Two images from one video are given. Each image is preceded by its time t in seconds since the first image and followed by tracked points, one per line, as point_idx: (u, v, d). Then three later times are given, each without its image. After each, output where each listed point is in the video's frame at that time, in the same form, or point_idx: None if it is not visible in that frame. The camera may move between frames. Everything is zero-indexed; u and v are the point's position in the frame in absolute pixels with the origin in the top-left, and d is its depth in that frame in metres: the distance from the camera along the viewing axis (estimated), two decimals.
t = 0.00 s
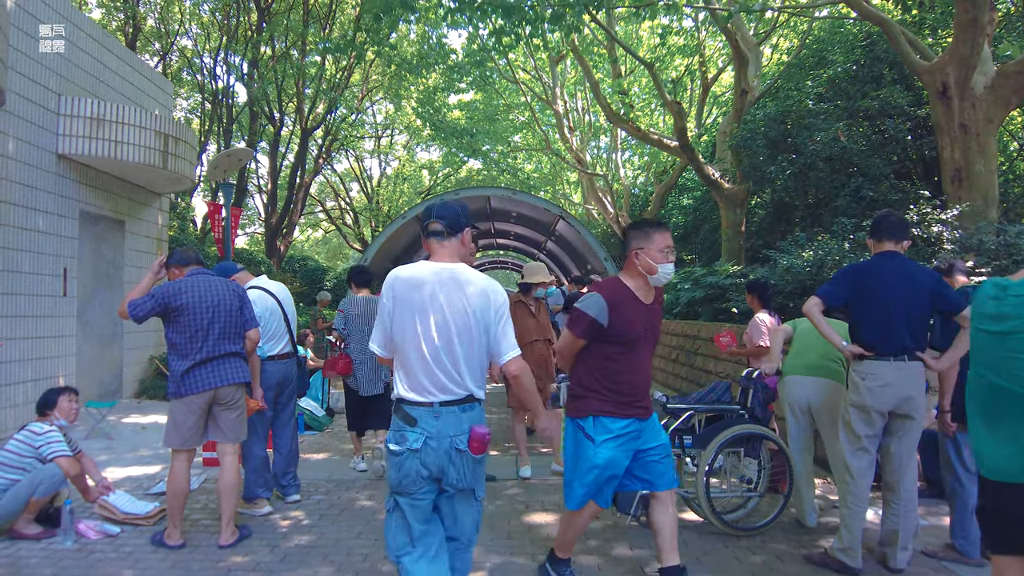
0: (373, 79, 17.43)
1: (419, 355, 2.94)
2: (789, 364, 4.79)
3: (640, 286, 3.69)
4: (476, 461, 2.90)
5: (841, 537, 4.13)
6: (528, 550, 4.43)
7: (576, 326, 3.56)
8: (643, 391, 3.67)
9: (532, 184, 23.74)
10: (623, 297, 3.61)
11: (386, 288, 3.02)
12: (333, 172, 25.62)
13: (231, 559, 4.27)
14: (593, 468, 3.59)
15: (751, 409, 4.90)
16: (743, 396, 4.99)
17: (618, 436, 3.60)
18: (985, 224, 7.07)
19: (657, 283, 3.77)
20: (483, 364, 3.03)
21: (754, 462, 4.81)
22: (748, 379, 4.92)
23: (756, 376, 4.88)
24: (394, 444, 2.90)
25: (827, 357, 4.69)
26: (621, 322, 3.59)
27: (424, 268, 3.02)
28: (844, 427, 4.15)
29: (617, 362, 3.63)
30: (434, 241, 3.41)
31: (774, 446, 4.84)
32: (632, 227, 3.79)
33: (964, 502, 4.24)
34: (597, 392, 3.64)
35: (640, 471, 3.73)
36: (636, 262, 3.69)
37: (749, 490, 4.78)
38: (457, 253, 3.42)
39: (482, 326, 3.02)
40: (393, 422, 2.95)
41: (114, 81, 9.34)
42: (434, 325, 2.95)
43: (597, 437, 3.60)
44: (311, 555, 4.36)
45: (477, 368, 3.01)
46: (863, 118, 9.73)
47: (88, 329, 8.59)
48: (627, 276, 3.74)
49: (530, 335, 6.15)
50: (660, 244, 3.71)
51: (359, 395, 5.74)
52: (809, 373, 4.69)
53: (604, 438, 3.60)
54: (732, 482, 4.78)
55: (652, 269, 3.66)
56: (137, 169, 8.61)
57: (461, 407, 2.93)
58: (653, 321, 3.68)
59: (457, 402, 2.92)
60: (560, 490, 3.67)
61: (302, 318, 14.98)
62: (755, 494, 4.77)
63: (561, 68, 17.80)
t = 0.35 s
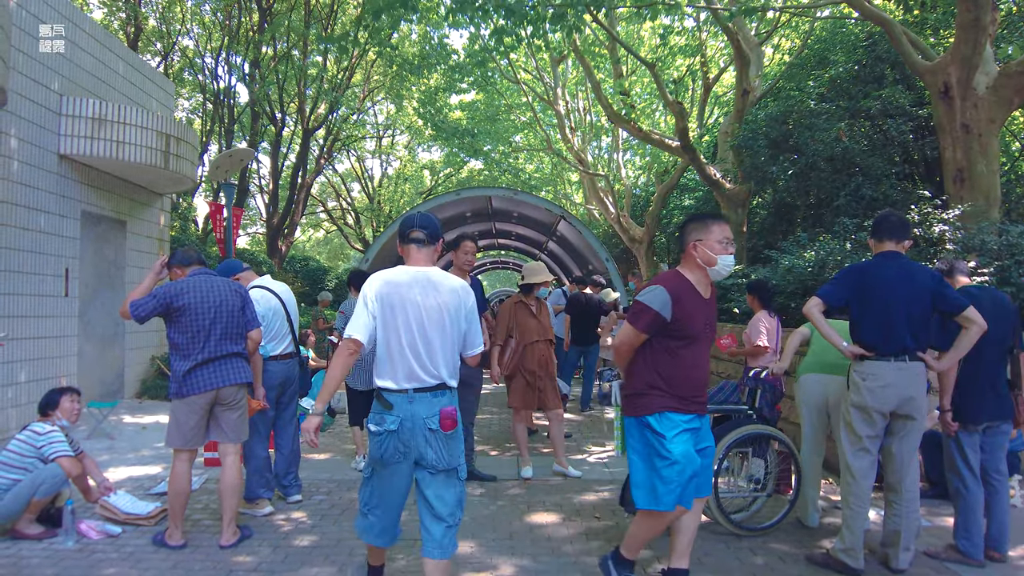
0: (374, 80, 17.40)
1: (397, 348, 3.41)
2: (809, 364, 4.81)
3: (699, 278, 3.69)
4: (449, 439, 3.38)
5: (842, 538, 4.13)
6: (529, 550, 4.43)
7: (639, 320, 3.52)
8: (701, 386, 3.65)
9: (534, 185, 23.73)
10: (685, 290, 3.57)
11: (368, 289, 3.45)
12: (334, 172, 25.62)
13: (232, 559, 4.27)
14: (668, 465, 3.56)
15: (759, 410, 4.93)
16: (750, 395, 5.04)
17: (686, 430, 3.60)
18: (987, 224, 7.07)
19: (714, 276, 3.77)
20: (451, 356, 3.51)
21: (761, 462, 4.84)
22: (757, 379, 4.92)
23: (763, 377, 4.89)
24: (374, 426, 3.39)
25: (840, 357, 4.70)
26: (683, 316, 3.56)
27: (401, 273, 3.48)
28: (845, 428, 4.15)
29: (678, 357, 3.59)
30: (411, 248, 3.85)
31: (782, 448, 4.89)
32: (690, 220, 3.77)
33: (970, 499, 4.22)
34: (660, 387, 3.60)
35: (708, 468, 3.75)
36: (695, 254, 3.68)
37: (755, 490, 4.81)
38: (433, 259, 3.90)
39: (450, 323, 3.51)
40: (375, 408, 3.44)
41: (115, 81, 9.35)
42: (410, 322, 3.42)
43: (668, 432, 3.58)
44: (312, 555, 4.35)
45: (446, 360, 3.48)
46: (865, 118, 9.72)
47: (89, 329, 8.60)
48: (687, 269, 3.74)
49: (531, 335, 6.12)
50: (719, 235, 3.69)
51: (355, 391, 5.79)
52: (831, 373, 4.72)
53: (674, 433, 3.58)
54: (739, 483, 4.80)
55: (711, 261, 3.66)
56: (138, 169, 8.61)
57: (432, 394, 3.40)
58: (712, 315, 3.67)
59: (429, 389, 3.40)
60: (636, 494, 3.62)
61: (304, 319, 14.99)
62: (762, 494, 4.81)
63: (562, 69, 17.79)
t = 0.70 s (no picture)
0: (376, 80, 17.41)
1: (370, 343, 3.87)
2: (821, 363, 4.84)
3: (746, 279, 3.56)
4: (410, 424, 3.85)
5: (845, 538, 4.13)
6: (532, 550, 4.42)
7: (697, 325, 3.34)
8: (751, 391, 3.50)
9: (535, 185, 23.76)
10: (739, 292, 3.41)
11: (340, 292, 3.91)
12: (336, 172, 25.65)
13: (235, 558, 4.28)
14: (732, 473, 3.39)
15: (770, 410, 4.94)
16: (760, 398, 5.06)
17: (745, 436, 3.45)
18: (989, 224, 7.09)
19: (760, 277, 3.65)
20: (419, 347, 3.97)
21: (773, 461, 4.79)
22: (770, 380, 4.99)
23: (777, 377, 4.96)
24: (349, 408, 3.89)
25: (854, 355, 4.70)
26: (740, 319, 3.39)
27: (369, 278, 3.93)
28: (848, 428, 4.15)
29: (735, 362, 3.42)
30: (376, 252, 4.18)
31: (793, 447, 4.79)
32: (735, 218, 3.65)
33: (973, 499, 4.22)
34: (716, 394, 3.41)
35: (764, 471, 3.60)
36: (743, 254, 3.55)
37: (767, 490, 4.75)
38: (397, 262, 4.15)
39: (416, 319, 3.97)
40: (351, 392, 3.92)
41: (118, 81, 9.36)
42: (380, 320, 3.88)
43: (728, 442, 3.40)
44: (314, 555, 4.35)
45: (415, 351, 3.94)
46: (867, 118, 9.70)
47: (92, 328, 8.60)
48: (735, 269, 3.60)
49: (531, 335, 6.07)
50: (767, 235, 3.57)
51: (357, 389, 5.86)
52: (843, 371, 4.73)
53: (734, 441, 3.41)
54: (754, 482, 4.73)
55: (759, 262, 3.55)
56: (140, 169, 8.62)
57: (401, 382, 3.87)
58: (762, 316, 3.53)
59: (399, 376, 3.86)
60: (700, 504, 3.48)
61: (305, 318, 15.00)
62: (773, 493, 4.75)
63: (564, 69, 17.79)
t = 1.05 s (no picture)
0: (378, 80, 17.44)
1: (359, 343, 4.24)
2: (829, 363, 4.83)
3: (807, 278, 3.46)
4: (396, 417, 4.22)
5: (847, 538, 4.13)
6: (535, 550, 4.42)
7: (774, 331, 3.19)
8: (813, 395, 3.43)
9: (537, 185, 23.78)
10: (809, 293, 3.31)
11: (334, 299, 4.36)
12: (338, 173, 25.68)
13: (238, 558, 4.29)
14: (806, 484, 3.28)
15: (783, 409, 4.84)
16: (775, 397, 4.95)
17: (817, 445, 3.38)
18: (992, 224, 7.08)
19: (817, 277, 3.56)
20: (404, 348, 4.32)
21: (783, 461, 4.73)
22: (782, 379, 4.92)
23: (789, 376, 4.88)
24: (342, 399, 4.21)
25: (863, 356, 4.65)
26: (808, 322, 3.30)
27: (358, 285, 4.34)
28: (851, 428, 4.14)
29: (803, 366, 3.33)
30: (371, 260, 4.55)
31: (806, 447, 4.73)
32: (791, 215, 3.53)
33: (975, 500, 4.21)
34: (785, 400, 3.31)
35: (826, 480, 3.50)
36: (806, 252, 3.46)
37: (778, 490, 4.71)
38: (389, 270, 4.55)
39: (399, 322, 4.31)
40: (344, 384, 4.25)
41: (121, 81, 9.38)
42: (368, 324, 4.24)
43: (804, 450, 3.31)
44: (317, 555, 4.35)
45: (398, 350, 4.28)
46: (870, 118, 9.75)
47: (95, 328, 8.61)
48: (796, 266, 3.52)
49: (534, 335, 6.08)
50: (829, 233, 3.49)
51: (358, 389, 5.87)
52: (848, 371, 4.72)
53: (808, 449, 3.33)
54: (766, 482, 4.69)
55: (821, 261, 3.46)
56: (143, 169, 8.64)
57: (387, 378, 4.23)
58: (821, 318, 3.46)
59: (385, 374, 4.22)
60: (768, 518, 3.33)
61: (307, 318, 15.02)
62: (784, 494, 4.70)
63: (566, 69, 17.79)
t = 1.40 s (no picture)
0: (380, 81, 17.45)
1: (361, 337, 4.65)
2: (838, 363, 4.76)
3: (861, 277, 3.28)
4: (394, 402, 4.60)
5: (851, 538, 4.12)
6: (537, 550, 4.42)
7: (819, 330, 3.03)
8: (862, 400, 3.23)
9: (539, 185, 23.78)
10: (860, 292, 3.13)
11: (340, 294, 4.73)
12: (340, 173, 25.72)
13: (241, 557, 4.30)
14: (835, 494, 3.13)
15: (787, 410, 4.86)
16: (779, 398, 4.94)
17: (857, 458, 3.18)
18: (995, 224, 7.06)
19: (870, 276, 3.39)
20: (402, 342, 4.74)
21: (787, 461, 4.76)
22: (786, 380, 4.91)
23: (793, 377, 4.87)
24: (345, 389, 4.68)
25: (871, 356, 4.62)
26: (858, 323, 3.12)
27: (364, 283, 4.73)
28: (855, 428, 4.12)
29: (849, 369, 3.14)
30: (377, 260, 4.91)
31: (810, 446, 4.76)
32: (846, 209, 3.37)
33: (977, 500, 4.21)
34: (830, 405, 3.13)
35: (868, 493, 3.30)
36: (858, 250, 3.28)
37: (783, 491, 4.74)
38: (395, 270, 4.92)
39: (400, 319, 4.72)
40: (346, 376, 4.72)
41: (123, 82, 9.40)
42: (372, 319, 4.64)
43: (839, 459, 3.13)
44: (320, 554, 4.36)
45: (396, 344, 4.70)
46: (873, 117, 9.74)
47: (97, 328, 8.63)
48: (847, 265, 3.34)
49: (537, 335, 6.08)
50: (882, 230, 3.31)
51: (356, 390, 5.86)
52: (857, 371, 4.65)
53: (845, 459, 3.14)
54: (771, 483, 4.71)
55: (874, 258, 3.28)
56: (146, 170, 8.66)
57: (384, 369, 4.64)
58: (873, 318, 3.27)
59: (382, 364, 4.64)
60: (791, 525, 3.19)
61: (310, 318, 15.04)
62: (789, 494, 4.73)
63: (568, 69, 17.80)
